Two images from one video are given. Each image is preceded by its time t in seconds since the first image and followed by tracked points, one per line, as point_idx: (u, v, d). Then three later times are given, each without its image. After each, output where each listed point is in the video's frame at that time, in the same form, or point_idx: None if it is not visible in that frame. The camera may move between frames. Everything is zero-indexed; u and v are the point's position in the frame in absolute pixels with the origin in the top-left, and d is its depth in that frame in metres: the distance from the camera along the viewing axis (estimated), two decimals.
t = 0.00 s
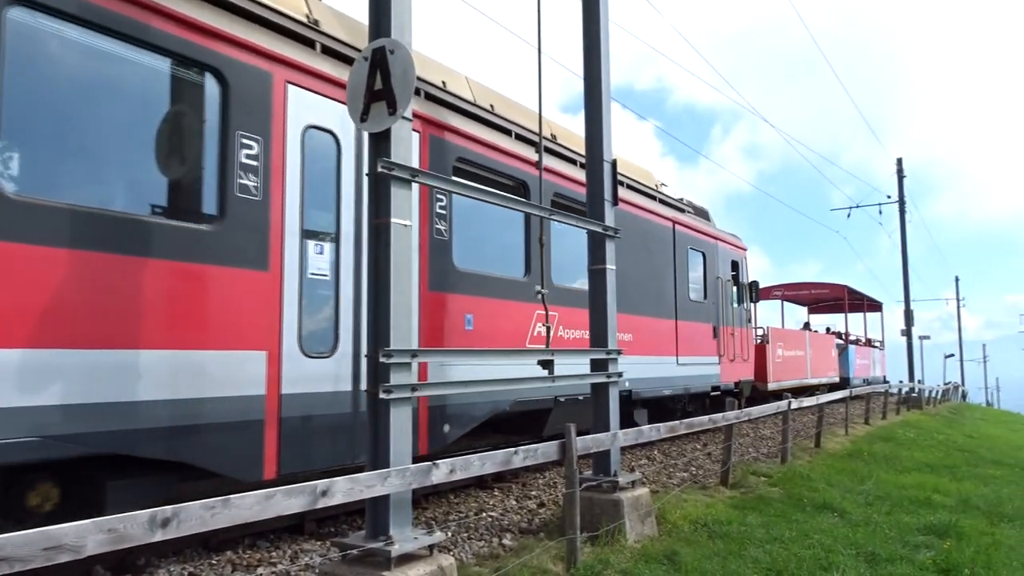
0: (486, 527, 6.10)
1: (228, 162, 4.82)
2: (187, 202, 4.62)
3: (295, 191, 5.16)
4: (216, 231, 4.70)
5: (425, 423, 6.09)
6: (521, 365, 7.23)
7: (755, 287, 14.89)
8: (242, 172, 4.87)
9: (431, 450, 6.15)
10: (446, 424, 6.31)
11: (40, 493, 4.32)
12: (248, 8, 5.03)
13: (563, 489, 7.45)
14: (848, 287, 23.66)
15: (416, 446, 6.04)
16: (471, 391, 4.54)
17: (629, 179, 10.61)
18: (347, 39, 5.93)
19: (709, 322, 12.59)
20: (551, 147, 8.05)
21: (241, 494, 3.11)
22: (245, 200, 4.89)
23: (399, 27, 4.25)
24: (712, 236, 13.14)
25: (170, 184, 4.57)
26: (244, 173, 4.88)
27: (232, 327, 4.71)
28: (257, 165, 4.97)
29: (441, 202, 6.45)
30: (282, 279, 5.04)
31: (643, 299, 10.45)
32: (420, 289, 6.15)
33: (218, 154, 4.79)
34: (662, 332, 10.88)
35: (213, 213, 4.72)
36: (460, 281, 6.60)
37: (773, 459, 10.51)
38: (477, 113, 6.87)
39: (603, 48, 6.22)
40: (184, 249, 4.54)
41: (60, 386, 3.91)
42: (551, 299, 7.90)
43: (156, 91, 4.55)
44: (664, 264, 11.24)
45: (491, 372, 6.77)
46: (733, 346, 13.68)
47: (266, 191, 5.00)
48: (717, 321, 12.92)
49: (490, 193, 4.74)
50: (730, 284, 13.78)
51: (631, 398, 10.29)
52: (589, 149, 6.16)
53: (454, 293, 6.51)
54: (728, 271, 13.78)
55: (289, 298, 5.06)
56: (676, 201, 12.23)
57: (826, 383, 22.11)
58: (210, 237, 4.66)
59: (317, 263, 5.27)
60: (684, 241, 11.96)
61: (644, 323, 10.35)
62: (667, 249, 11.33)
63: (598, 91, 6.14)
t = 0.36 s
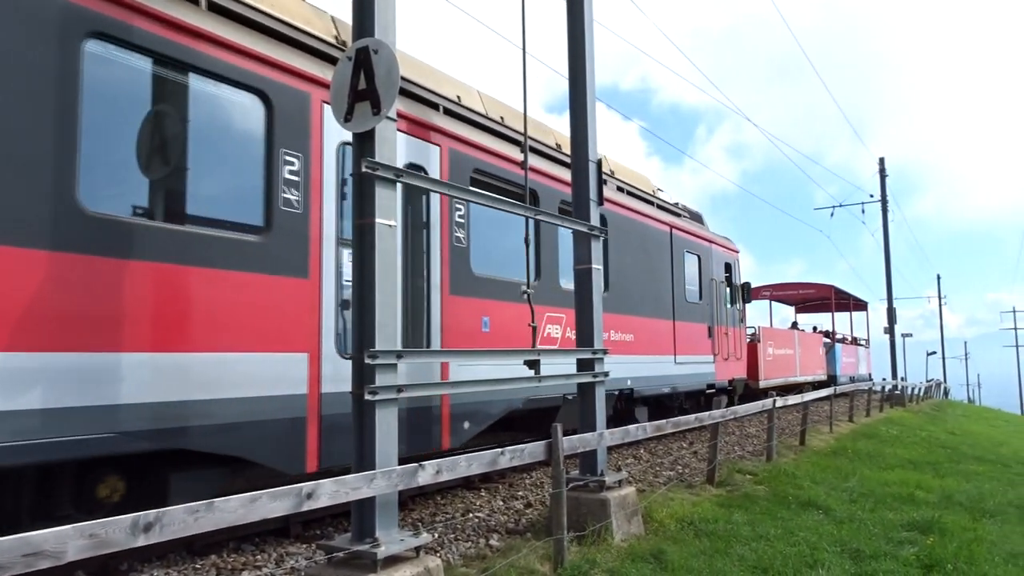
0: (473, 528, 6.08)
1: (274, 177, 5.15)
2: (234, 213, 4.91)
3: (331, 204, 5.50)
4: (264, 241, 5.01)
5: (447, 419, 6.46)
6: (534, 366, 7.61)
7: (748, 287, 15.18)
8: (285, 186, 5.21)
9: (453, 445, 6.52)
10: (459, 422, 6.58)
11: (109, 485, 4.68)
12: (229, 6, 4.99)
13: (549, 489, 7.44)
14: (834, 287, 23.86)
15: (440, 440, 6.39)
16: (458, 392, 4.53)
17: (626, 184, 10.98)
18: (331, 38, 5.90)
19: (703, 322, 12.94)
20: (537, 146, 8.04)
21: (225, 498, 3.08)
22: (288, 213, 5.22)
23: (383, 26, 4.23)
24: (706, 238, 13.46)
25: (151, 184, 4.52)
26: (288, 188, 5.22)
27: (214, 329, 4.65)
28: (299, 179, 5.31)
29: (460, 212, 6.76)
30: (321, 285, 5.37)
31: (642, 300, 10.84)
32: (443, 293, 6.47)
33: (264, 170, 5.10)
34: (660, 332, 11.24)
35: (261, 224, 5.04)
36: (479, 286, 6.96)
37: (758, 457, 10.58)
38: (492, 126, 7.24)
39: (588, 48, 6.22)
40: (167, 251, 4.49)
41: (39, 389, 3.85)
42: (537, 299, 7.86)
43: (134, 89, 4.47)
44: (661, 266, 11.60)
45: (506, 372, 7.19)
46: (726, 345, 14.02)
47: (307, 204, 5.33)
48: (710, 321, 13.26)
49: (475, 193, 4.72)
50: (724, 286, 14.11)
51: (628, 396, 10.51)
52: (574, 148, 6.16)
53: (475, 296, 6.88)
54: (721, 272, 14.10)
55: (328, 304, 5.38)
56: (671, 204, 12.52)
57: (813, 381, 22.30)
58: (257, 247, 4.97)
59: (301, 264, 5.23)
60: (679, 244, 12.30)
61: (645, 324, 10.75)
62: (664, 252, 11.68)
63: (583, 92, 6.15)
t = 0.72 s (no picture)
0: (458, 529, 6.07)
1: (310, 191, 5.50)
2: (267, 221, 5.18)
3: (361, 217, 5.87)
4: (302, 251, 5.34)
5: (464, 417, 6.84)
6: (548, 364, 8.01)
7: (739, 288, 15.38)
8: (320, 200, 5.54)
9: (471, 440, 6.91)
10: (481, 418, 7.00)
11: (165, 478, 5.01)
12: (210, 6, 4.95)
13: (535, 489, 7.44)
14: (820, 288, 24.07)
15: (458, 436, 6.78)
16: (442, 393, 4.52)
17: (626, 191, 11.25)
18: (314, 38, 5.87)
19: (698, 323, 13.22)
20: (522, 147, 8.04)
21: (207, 501, 3.05)
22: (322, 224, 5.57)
23: (365, 26, 4.22)
24: (699, 241, 13.75)
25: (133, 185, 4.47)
26: (322, 201, 5.55)
27: (197, 331, 4.61)
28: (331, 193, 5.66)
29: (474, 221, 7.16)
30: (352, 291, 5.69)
31: (642, 303, 11.13)
32: (460, 297, 6.84)
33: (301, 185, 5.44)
34: (659, 333, 11.52)
35: (299, 235, 5.36)
36: (495, 291, 7.35)
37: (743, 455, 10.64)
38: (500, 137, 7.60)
39: (572, 49, 6.23)
40: (147, 253, 4.44)
41: (17, 393, 3.81)
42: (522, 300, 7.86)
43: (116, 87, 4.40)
44: (659, 269, 11.89)
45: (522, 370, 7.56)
46: (719, 345, 14.36)
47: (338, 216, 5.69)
48: (705, 322, 13.50)
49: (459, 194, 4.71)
50: (717, 288, 14.40)
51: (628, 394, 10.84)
52: (559, 149, 6.17)
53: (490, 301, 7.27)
54: (715, 275, 14.37)
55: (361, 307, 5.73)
56: (665, 209, 12.80)
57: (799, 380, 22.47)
58: (292, 254, 5.28)
59: (284, 266, 5.19)
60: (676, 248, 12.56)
61: (644, 325, 11.07)
62: (662, 255, 11.94)
63: (567, 93, 6.16)
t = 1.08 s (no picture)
0: (439, 528, 6.06)
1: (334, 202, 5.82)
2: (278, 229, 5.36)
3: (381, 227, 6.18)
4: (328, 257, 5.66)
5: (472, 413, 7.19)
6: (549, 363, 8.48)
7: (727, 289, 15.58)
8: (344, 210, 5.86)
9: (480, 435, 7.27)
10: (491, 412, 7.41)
11: (206, 468, 5.28)
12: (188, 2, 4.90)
13: (517, 488, 7.43)
14: (803, 289, 24.31)
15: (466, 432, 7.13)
16: (423, 393, 4.51)
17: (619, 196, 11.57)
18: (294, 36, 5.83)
19: (688, 324, 13.53)
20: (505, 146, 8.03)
21: (183, 502, 3.02)
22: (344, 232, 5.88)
23: (345, 24, 4.19)
24: (688, 245, 14.00)
25: (108, 184, 4.43)
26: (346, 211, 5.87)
27: (174, 331, 4.57)
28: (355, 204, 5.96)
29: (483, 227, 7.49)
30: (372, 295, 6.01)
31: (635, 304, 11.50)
32: (469, 299, 7.18)
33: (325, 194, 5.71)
34: (651, 333, 11.88)
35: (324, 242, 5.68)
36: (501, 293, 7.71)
37: (724, 454, 10.71)
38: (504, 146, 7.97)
39: (554, 49, 6.24)
40: (123, 251, 4.39)
41: None
42: (505, 299, 7.85)
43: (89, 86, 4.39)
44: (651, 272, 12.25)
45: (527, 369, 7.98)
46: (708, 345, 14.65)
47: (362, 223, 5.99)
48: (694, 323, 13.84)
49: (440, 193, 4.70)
50: (706, 290, 14.75)
51: (622, 391, 11.24)
52: (541, 148, 6.17)
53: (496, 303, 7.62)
54: (704, 277, 14.69)
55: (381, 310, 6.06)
56: (656, 214, 13.13)
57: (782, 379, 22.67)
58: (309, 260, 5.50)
59: (262, 265, 5.14)
60: (667, 252, 12.90)
61: (637, 325, 11.42)
62: (654, 259, 12.30)
63: (549, 93, 6.16)
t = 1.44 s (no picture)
0: (419, 526, 6.04)
1: (355, 209, 6.15)
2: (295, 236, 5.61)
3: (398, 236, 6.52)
4: (349, 260, 6.01)
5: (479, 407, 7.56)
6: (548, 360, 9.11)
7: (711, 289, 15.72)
8: (364, 216, 6.20)
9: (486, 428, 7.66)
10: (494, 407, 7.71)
11: (238, 459, 5.78)
12: None
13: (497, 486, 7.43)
14: (784, 288, 24.53)
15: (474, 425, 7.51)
16: (401, 390, 4.49)
17: (609, 198, 11.74)
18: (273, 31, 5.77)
19: (676, 323, 13.75)
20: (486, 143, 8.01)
21: (155, 502, 2.98)
22: (365, 238, 6.19)
23: (323, 19, 4.16)
24: (676, 246, 14.25)
25: (82, 180, 4.37)
26: (366, 217, 6.21)
27: (149, 329, 4.51)
28: (374, 210, 6.32)
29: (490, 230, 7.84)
30: (390, 296, 6.36)
31: (628, 304, 11.80)
32: (477, 299, 7.53)
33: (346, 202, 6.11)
34: (643, 331, 12.22)
35: (346, 247, 6.03)
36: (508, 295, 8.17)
37: (704, 451, 10.78)
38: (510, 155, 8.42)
39: (534, 46, 6.23)
40: (96, 247, 4.33)
41: None
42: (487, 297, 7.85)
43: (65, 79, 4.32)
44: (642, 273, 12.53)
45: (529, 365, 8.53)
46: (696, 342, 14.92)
47: (380, 231, 6.33)
48: (682, 323, 14.11)
49: (419, 190, 4.68)
50: (693, 290, 14.98)
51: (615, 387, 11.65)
52: (521, 145, 6.17)
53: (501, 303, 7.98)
54: (690, 277, 14.94)
55: (396, 313, 6.40)
56: (645, 216, 13.34)
57: (764, 376, 22.89)
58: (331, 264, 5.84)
59: (238, 263, 5.08)
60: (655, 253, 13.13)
61: (629, 323, 11.73)
62: (644, 260, 12.57)
63: (529, 90, 6.16)
